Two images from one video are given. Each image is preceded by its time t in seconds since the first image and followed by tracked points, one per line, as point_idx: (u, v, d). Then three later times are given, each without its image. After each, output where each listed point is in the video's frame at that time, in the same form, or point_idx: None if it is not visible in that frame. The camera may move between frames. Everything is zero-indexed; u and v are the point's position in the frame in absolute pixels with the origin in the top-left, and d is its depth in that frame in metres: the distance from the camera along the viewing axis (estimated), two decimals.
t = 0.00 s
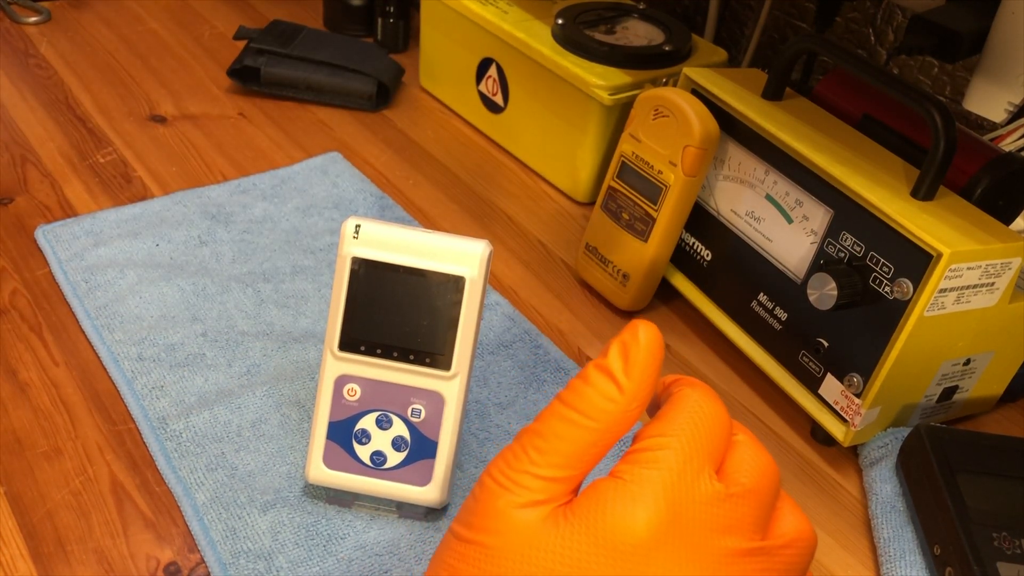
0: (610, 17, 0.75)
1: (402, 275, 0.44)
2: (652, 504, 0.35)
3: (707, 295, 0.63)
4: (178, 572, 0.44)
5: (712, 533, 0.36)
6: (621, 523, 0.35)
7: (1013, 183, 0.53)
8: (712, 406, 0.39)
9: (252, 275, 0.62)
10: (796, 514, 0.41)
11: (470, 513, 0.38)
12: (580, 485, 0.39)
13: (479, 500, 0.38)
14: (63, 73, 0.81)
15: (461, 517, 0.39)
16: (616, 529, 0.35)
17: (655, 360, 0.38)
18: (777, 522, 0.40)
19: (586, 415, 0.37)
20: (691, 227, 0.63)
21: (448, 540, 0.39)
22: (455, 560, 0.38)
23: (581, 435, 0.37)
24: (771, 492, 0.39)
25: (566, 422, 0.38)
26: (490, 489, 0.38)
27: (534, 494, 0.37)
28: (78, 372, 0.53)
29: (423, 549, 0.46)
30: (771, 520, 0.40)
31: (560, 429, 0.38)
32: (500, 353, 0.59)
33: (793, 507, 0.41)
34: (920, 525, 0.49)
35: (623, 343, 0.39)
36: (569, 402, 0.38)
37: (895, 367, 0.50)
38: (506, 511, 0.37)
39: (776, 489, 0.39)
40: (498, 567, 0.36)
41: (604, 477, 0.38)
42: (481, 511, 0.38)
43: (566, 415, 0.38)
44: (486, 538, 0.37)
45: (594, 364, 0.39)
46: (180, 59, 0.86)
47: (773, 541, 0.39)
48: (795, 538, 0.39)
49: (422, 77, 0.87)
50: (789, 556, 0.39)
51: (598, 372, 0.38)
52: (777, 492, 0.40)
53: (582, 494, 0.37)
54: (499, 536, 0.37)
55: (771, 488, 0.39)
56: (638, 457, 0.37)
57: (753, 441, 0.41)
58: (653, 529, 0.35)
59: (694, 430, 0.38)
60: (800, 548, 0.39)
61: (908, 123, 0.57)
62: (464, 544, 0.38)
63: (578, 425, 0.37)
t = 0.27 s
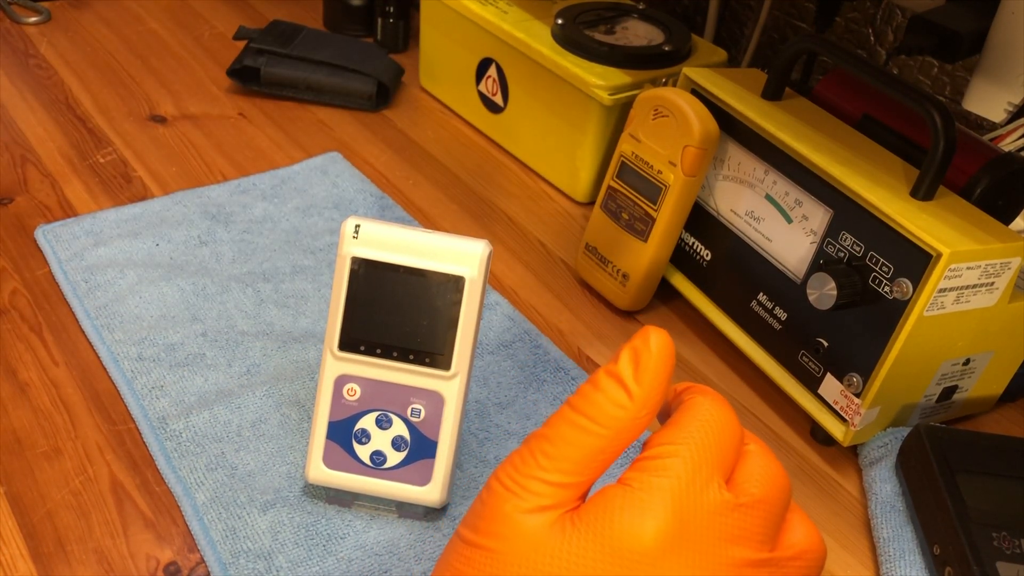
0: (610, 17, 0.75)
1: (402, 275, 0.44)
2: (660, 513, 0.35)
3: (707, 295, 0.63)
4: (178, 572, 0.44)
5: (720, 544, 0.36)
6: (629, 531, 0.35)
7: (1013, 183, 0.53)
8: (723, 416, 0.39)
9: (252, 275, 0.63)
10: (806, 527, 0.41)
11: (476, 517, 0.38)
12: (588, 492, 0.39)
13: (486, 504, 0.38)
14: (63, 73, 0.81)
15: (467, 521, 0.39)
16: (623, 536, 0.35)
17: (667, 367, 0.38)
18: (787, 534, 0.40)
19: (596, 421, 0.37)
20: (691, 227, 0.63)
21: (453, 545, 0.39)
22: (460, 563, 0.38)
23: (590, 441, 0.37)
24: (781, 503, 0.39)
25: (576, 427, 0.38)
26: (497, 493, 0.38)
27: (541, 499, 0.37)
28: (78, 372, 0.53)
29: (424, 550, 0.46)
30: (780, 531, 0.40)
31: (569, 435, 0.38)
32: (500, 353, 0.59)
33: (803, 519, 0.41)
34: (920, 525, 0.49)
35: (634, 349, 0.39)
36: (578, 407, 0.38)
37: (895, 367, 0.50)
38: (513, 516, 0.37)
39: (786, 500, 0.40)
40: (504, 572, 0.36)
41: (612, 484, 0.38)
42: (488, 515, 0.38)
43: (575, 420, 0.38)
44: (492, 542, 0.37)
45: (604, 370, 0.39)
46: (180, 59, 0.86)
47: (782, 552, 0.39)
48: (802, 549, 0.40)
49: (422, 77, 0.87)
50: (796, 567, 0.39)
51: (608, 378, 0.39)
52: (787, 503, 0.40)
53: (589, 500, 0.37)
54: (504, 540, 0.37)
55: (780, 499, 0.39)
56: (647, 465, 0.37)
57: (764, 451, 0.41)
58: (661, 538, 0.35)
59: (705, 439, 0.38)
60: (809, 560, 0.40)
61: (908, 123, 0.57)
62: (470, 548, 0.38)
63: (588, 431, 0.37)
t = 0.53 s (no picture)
0: (610, 17, 0.75)
1: (402, 275, 0.44)
2: (658, 521, 0.35)
3: (707, 295, 0.63)
4: (178, 572, 0.44)
5: (718, 552, 0.36)
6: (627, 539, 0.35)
7: (1013, 182, 0.53)
8: (721, 424, 0.39)
9: (252, 275, 0.63)
10: (804, 536, 0.41)
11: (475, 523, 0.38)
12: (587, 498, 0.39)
13: (484, 511, 0.38)
14: (63, 73, 0.81)
15: (465, 528, 0.39)
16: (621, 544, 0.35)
17: (666, 374, 0.38)
18: (784, 543, 0.40)
19: (595, 429, 0.37)
20: (691, 227, 0.63)
21: (452, 550, 0.39)
22: (458, 570, 0.38)
23: (590, 449, 0.37)
24: (779, 512, 0.39)
25: (575, 434, 0.38)
26: (496, 500, 0.38)
27: (539, 506, 0.37)
28: (78, 372, 0.53)
29: (423, 549, 0.46)
30: (778, 540, 0.40)
31: (568, 442, 0.38)
32: (500, 353, 0.59)
33: (801, 528, 0.42)
34: (920, 525, 0.49)
35: (634, 357, 0.39)
36: (577, 414, 0.38)
37: (894, 367, 0.50)
38: (510, 523, 0.37)
39: (784, 509, 0.40)
40: None
41: (610, 491, 0.38)
42: (486, 522, 0.38)
43: (574, 427, 0.38)
44: (490, 549, 0.37)
45: (603, 377, 0.39)
46: (180, 59, 0.87)
47: (779, 561, 0.39)
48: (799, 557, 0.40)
49: (422, 77, 0.87)
50: None
51: (608, 385, 0.39)
52: (784, 511, 0.40)
53: (587, 507, 0.37)
54: (502, 548, 0.37)
55: (778, 508, 0.39)
56: (645, 473, 0.37)
57: (762, 460, 0.41)
58: (659, 546, 0.35)
59: (703, 448, 0.38)
60: (806, 569, 0.40)
61: (908, 123, 0.57)
62: (468, 554, 0.38)
63: (588, 438, 0.37)
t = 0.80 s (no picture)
0: (610, 17, 0.75)
1: (403, 275, 0.44)
2: (661, 519, 0.35)
3: (707, 295, 0.63)
4: (178, 572, 0.44)
5: (720, 549, 0.36)
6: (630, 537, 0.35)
7: (1013, 182, 0.53)
8: (723, 421, 0.39)
9: (252, 275, 0.63)
10: (805, 532, 0.41)
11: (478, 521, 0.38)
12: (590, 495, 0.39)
13: (488, 508, 0.38)
14: (63, 73, 0.81)
15: (466, 526, 0.39)
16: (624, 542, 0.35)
17: (669, 374, 0.38)
18: (785, 539, 0.40)
19: (598, 427, 0.37)
20: (691, 227, 0.63)
21: (454, 549, 0.39)
22: (461, 568, 0.38)
23: (592, 446, 0.37)
24: (781, 509, 0.39)
25: (578, 432, 0.38)
26: (498, 498, 0.38)
27: (542, 503, 0.37)
28: (78, 372, 0.53)
29: (423, 549, 0.46)
30: (779, 537, 0.40)
31: (571, 439, 0.38)
32: (500, 353, 0.59)
33: (802, 524, 0.42)
34: (920, 525, 0.49)
35: (637, 355, 0.39)
36: (581, 412, 0.38)
37: (894, 367, 0.50)
38: (513, 521, 0.37)
39: (786, 506, 0.40)
40: None
41: (612, 489, 0.38)
42: (489, 519, 0.38)
43: (577, 425, 0.38)
44: (493, 547, 0.37)
45: (607, 375, 0.39)
46: (180, 59, 0.87)
47: (781, 558, 0.39)
48: (802, 554, 0.40)
49: (422, 77, 0.87)
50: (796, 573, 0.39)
51: (611, 383, 0.38)
52: (786, 508, 0.40)
53: (590, 505, 0.37)
54: (505, 545, 0.37)
55: (780, 505, 0.39)
56: (647, 470, 0.37)
57: (764, 457, 0.41)
58: (661, 544, 0.35)
59: (705, 445, 0.38)
60: (809, 565, 0.40)
61: (908, 123, 0.57)
62: (471, 552, 0.38)
63: (590, 436, 0.37)
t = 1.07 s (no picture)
0: (610, 17, 0.75)
1: (403, 275, 0.44)
2: (660, 516, 0.35)
3: (707, 295, 0.63)
4: (178, 572, 0.44)
5: (719, 545, 0.36)
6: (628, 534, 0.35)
7: (1013, 182, 0.53)
8: (720, 418, 0.39)
9: (252, 275, 0.63)
10: (804, 529, 0.41)
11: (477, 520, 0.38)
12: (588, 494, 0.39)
13: (486, 506, 0.38)
14: (63, 73, 0.81)
15: (466, 525, 0.39)
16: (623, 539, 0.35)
17: (667, 371, 0.38)
18: (784, 536, 0.40)
19: (597, 424, 0.37)
20: (691, 227, 0.63)
21: (454, 548, 0.39)
22: (460, 567, 0.38)
23: (591, 444, 0.37)
24: (779, 505, 0.39)
25: (576, 430, 0.38)
26: (498, 497, 0.38)
27: (541, 501, 0.37)
28: (78, 372, 0.53)
29: (423, 549, 0.46)
30: (778, 534, 0.40)
31: (569, 438, 0.38)
32: (500, 353, 0.59)
33: (801, 521, 0.41)
34: (920, 525, 0.49)
35: (634, 352, 0.39)
36: (579, 410, 0.38)
37: (894, 367, 0.50)
38: (512, 519, 0.37)
39: (784, 502, 0.40)
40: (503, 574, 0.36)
41: (611, 486, 0.38)
42: (488, 518, 0.38)
43: (575, 423, 0.38)
44: (492, 546, 0.37)
45: (605, 372, 0.39)
46: (180, 59, 0.87)
47: (780, 554, 0.39)
48: (801, 550, 0.40)
49: (422, 77, 0.87)
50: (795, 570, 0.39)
51: (609, 381, 0.38)
52: (784, 504, 0.40)
53: (588, 503, 0.37)
54: (504, 544, 0.37)
55: (778, 501, 0.39)
56: (646, 468, 0.37)
57: (762, 453, 0.41)
58: (661, 541, 0.35)
59: (703, 441, 0.38)
60: (807, 562, 0.40)
61: (908, 123, 0.57)
62: (470, 551, 0.38)
63: (589, 433, 0.37)
